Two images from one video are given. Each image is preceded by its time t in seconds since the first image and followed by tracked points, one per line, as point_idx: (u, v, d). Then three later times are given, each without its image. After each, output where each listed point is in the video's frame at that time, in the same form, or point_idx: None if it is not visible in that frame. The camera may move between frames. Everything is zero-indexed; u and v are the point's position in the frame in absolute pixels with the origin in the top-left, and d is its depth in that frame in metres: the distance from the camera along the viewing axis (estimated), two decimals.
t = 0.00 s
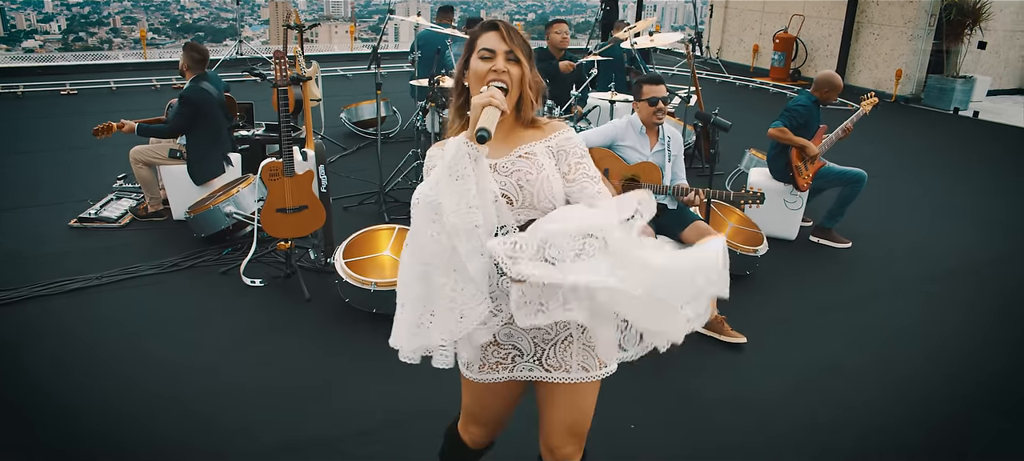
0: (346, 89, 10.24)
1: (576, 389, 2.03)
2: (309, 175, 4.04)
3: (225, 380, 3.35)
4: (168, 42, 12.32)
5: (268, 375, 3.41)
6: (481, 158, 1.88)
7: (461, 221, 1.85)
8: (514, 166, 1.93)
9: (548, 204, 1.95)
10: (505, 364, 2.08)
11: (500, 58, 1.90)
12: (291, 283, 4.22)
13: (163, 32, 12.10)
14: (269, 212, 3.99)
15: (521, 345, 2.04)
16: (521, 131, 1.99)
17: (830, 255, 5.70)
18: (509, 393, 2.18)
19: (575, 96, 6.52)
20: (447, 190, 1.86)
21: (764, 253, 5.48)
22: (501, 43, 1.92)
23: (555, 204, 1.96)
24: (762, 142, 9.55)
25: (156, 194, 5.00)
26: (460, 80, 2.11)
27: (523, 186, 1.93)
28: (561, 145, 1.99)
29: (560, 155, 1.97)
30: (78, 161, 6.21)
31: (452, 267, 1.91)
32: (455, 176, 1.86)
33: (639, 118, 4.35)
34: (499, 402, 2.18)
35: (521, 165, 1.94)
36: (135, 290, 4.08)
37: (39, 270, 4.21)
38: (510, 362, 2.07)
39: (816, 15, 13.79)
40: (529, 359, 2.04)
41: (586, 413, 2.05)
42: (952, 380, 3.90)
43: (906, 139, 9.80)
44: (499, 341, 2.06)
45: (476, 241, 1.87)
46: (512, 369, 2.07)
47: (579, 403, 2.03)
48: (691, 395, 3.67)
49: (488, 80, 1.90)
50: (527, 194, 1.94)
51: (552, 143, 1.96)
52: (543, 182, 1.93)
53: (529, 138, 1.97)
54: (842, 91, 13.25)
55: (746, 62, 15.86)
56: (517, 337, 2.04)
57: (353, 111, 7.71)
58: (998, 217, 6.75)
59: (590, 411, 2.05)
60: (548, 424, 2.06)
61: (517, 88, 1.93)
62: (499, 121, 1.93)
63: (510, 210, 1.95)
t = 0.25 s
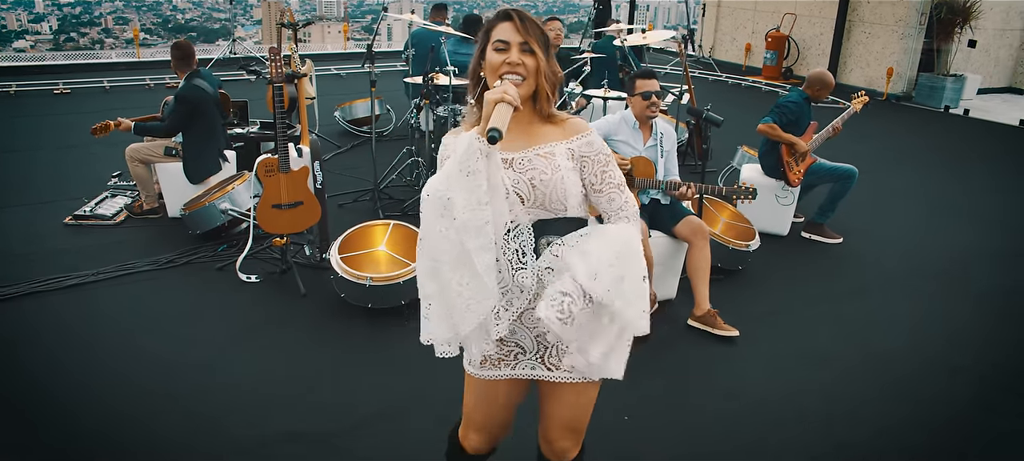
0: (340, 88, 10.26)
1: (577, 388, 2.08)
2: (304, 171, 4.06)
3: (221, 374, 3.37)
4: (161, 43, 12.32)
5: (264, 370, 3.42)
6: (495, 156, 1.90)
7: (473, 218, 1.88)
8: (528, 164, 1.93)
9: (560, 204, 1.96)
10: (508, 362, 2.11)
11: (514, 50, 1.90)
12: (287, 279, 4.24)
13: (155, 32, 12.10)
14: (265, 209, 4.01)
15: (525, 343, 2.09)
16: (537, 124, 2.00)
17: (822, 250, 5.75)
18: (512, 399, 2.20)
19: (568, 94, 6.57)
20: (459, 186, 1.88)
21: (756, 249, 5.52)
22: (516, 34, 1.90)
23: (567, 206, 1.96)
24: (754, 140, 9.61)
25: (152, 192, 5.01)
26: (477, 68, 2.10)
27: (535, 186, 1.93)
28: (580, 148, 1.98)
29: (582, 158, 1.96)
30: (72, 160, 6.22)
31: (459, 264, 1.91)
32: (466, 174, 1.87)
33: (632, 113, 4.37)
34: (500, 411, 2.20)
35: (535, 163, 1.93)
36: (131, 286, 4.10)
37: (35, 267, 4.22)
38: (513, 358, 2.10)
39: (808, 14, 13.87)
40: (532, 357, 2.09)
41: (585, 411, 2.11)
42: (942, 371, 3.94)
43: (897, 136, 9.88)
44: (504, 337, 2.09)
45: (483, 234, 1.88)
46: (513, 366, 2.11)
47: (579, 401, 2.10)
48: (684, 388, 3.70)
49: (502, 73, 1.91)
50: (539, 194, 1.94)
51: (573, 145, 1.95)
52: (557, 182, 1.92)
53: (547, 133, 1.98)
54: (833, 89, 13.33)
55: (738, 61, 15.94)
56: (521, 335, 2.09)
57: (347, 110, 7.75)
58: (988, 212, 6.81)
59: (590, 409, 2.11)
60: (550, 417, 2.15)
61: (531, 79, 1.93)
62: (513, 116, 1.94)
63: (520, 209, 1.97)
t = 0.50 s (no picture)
0: (333, 88, 10.28)
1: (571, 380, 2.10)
2: (299, 170, 4.09)
3: (218, 372, 3.40)
4: (152, 44, 12.28)
5: (261, 367, 3.45)
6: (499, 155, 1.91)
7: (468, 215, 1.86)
8: (537, 165, 1.95)
9: (561, 207, 1.98)
10: (501, 354, 2.06)
11: (523, 45, 1.91)
12: (283, 278, 4.28)
13: (147, 33, 12.06)
14: (260, 207, 4.04)
15: (518, 336, 2.07)
16: (547, 121, 2.02)
17: (812, 247, 5.82)
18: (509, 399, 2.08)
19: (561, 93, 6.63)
20: (458, 183, 1.86)
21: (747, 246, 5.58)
22: (525, 28, 1.91)
23: (570, 209, 1.98)
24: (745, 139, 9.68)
25: (147, 192, 5.04)
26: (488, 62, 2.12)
27: (542, 188, 1.95)
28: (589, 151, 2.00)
29: (590, 161, 1.99)
30: (66, 160, 6.22)
31: (452, 258, 1.90)
32: (468, 171, 1.87)
33: (626, 111, 4.43)
34: (500, 413, 2.03)
35: (544, 164, 1.95)
36: (127, 285, 4.12)
37: (31, 267, 4.23)
38: (505, 351, 2.06)
39: (798, 14, 13.97)
40: (525, 351, 2.06)
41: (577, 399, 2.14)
42: (930, 367, 4.00)
43: (887, 135, 9.97)
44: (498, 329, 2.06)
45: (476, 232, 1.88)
46: (507, 360, 2.06)
47: (574, 392, 2.12)
48: (676, 383, 3.76)
49: (512, 68, 1.93)
50: (544, 196, 1.96)
51: (583, 150, 1.98)
52: (563, 187, 1.94)
53: (558, 133, 2.00)
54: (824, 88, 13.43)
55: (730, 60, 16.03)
56: (514, 328, 2.07)
57: (341, 110, 7.77)
58: (976, 210, 6.89)
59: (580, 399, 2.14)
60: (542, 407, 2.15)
61: (540, 75, 1.95)
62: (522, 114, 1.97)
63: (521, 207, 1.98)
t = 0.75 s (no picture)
0: (325, 92, 10.30)
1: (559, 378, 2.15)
2: (294, 174, 4.13)
3: (215, 374, 3.43)
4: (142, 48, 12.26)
5: (257, 368, 3.49)
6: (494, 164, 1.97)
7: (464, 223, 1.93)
8: (533, 172, 2.00)
9: (556, 215, 2.02)
10: (492, 354, 2.07)
11: (519, 51, 1.96)
12: (278, 280, 4.32)
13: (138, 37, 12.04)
14: (255, 210, 4.08)
15: (508, 335, 2.12)
16: (542, 127, 2.07)
17: (801, 249, 5.90)
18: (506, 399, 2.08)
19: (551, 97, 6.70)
20: (452, 190, 1.93)
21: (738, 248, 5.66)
22: (521, 34, 1.96)
23: (563, 217, 2.03)
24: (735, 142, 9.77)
25: (141, 196, 5.07)
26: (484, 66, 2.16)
27: (538, 197, 1.99)
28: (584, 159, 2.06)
29: (585, 169, 2.04)
30: (59, 164, 6.23)
31: (447, 264, 1.96)
32: (462, 179, 1.93)
33: (617, 115, 4.47)
34: (499, 413, 2.04)
35: (540, 172, 2.00)
36: (123, 288, 4.15)
37: (26, 270, 4.26)
38: (496, 351, 2.08)
39: (787, 17, 14.10)
40: (515, 352, 2.10)
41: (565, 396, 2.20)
42: (917, 366, 4.08)
43: (875, 138, 10.09)
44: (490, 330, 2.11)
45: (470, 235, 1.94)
46: (496, 360, 2.08)
47: (563, 390, 2.18)
48: (668, 382, 3.81)
49: (507, 74, 1.98)
50: (540, 205, 2.00)
51: (578, 158, 2.03)
52: (559, 196, 1.99)
53: (552, 140, 2.05)
54: (813, 92, 13.55)
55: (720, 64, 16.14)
56: (504, 328, 2.12)
57: (333, 113, 7.79)
58: (962, 211, 6.99)
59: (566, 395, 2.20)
60: (533, 403, 2.22)
61: (536, 82, 1.99)
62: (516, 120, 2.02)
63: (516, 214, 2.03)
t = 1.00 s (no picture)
0: (317, 105, 10.36)
1: (537, 397, 2.15)
2: (288, 187, 4.18)
3: (209, 383, 3.46)
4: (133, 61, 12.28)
5: (252, 378, 3.52)
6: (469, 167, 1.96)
7: (432, 223, 1.87)
8: (521, 179, 1.99)
9: (543, 224, 2.01)
10: (471, 377, 2.05)
11: (497, 67, 1.98)
12: (271, 292, 4.35)
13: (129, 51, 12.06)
14: (250, 223, 4.12)
15: (489, 356, 2.08)
16: (526, 140, 2.08)
17: (789, 259, 5.99)
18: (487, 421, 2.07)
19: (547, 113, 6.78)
20: (424, 193, 1.88)
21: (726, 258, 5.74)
22: (498, 51, 1.97)
23: (550, 226, 2.02)
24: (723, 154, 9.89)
25: (135, 209, 5.10)
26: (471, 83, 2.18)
27: (528, 203, 1.98)
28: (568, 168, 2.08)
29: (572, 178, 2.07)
30: (51, 178, 6.25)
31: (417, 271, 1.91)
32: (434, 181, 1.89)
33: (608, 128, 4.57)
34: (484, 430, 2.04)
35: (529, 180, 2.00)
36: (117, 300, 4.17)
37: (21, 283, 4.28)
38: (475, 373, 2.06)
39: (774, 31, 14.30)
40: (494, 371, 2.08)
41: (544, 413, 2.22)
42: (902, 374, 4.15)
43: (862, 149, 10.24)
44: (468, 350, 2.07)
45: (437, 242, 1.89)
46: (477, 382, 2.05)
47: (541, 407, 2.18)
48: (657, 391, 3.87)
49: (487, 90, 2.01)
50: (529, 211, 1.99)
51: (563, 166, 2.04)
52: (548, 203, 1.99)
53: (535, 152, 2.05)
54: (801, 104, 13.72)
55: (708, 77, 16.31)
56: (485, 348, 2.08)
57: (326, 127, 7.85)
58: (946, 222, 7.11)
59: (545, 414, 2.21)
60: (511, 422, 2.22)
61: (516, 97, 2.01)
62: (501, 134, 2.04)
63: (504, 221, 2.00)
